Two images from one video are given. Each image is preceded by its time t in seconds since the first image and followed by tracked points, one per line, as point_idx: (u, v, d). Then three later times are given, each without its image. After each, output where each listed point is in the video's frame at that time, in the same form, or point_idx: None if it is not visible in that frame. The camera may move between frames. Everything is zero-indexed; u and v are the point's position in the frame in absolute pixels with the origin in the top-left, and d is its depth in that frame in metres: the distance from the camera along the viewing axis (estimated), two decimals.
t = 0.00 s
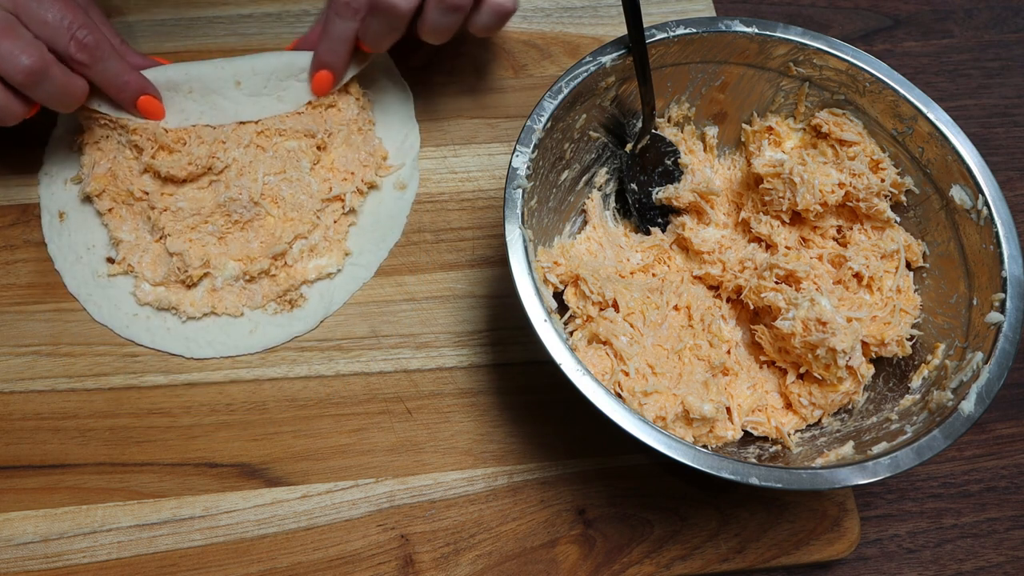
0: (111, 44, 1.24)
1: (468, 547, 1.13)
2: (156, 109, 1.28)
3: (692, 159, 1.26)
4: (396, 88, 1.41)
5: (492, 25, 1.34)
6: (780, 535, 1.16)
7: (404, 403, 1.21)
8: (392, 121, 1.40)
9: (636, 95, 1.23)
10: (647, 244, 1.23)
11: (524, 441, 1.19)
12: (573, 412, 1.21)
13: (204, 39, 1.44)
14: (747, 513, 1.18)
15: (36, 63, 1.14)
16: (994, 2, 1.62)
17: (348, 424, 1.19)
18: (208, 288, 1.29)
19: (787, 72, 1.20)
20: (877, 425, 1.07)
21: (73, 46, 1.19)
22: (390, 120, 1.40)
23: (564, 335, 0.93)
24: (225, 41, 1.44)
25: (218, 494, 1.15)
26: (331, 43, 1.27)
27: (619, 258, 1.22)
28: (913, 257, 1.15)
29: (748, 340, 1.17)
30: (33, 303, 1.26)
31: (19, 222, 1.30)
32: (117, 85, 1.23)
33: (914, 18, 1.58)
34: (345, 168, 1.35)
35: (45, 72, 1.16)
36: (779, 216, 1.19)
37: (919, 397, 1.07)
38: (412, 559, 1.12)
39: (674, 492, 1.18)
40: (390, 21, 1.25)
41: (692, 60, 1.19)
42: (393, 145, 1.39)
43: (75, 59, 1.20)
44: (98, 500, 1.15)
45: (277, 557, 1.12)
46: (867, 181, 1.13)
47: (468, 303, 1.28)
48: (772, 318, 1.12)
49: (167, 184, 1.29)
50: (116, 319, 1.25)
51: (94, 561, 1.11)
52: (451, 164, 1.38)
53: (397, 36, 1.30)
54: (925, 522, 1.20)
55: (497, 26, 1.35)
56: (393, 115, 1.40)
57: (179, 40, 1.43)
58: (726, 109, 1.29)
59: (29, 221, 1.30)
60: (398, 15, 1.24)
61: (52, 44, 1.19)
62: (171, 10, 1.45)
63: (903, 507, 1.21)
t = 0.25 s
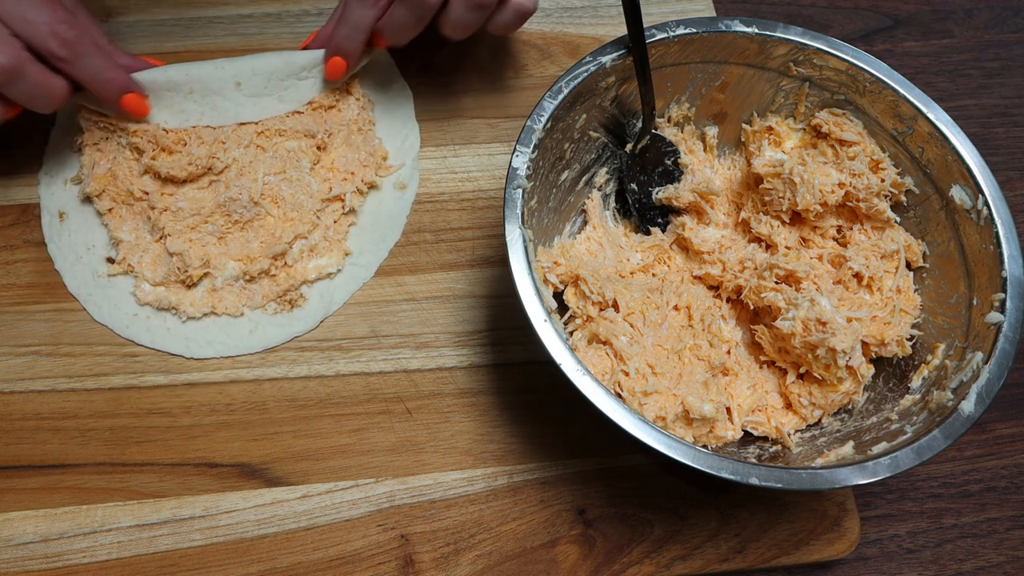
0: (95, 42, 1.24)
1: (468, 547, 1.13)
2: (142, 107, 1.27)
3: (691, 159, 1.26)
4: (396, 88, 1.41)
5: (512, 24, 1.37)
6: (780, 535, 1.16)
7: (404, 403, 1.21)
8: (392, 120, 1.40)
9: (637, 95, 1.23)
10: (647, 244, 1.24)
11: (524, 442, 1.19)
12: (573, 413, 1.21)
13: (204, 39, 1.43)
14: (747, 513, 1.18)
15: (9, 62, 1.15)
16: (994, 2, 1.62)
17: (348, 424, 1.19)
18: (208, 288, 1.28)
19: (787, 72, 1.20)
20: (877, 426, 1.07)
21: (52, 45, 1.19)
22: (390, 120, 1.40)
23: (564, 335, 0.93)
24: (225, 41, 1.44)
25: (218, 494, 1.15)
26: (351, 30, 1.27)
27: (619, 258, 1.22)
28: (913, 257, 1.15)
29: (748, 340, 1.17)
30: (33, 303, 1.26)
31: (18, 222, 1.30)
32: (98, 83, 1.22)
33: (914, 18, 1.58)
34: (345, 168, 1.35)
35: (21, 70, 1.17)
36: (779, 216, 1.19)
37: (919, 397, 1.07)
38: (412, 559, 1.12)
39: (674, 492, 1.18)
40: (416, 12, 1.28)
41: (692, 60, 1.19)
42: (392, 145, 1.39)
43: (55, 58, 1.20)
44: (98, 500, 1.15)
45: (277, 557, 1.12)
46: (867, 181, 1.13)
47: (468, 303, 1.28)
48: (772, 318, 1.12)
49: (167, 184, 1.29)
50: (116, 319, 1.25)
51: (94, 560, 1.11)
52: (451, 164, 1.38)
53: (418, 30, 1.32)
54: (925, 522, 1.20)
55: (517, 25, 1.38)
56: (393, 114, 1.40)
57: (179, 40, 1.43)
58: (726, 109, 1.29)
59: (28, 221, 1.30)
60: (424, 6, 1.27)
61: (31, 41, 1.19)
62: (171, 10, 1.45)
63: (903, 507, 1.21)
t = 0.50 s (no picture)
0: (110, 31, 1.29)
1: (468, 547, 1.13)
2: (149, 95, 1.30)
3: (691, 159, 1.26)
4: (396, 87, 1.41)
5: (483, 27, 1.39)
6: (780, 535, 1.16)
7: (404, 403, 1.21)
8: (392, 119, 1.40)
9: (637, 95, 1.23)
10: (647, 244, 1.24)
11: (524, 442, 1.19)
12: (574, 413, 1.21)
13: (204, 39, 1.44)
14: (747, 513, 1.18)
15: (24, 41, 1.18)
16: (994, 2, 1.62)
17: (348, 424, 1.19)
18: (208, 288, 1.28)
19: (787, 72, 1.20)
20: (877, 426, 1.07)
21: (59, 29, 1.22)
22: (390, 119, 1.40)
23: (564, 335, 0.93)
24: (225, 41, 1.44)
25: (218, 494, 1.15)
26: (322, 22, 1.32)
27: (619, 258, 1.22)
28: (913, 257, 1.15)
29: (748, 340, 1.17)
30: (33, 303, 1.26)
31: (18, 222, 1.30)
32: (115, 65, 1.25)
33: (914, 18, 1.58)
34: (345, 168, 1.35)
35: (23, 51, 1.20)
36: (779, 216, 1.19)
37: (919, 397, 1.07)
38: (412, 559, 1.12)
39: (674, 492, 1.18)
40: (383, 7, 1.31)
41: (692, 60, 1.19)
42: (392, 145, 1.39)
43: (64, 41, 1.24)
44: (98, 500, 1.15)
45: (277, 557, 1.12)
46: (867, 181, 1.13)
47: (468, 303, 1.28)
48: (772, 318, 1.12)
49: (167, 184, 1.29)
50: (116, 319, 1.25)
51: (94, 560, 1.11)
52: (451, 164, 1.38)
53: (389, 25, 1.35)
54: (925, 522, 1.20)
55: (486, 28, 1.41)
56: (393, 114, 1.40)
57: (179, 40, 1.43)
58: (726, 109, 1.29)
59: (28, 221, 1.31)
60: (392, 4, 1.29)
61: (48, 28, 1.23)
62: (171, 10, 1.45)
63: (903, 507, 1.21)
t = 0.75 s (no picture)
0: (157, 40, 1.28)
1: (468, 547, 1.13)
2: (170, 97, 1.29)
3: (691, 159, 1.26)
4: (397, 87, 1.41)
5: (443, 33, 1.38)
6: (780, 535, 1.17)
7: (404, 403, 1.21)
8: (392, 119, 1.40)
9: (636, 95, 1.23)
10: (647, 244, 1.23)
11: (524, 442, 1.19)
12: (574, 413, 1.21)
13: (203, 39, 1.44)
14: (747, 513, 1.18)
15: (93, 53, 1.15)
16: (994, 2, 1.62)
17: (348, 424, 1.19)
18: (208, 288, 1.28)
19: (787, 72, 1.20)
20: (877, 426, 1.07)
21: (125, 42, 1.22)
22: (390, 119, 1.40)
23: (564, 335, 0.93)
24: (225, 41, 1.44)
25: (218, 494, 1.15)
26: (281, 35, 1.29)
27: (619, 258, 1.22)
28: (913, 257, 1.15)
29: (748, 340, 1.17)
30: (33, 303, 1.26)
31: (18, 222, 1.30)
32: (167, 76, 1.26)
33: (914, 18, 1.58)
34: (345, 168, 1.35)
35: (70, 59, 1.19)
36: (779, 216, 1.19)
37: (919, 397, 1.07)
38: (412, 559, 1.12)
39: (674, 492, 1.18)
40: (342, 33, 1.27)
41: (692, 60, 1.19)
42: (392, 145, 1.39)
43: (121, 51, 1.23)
44: (98, 500, 1.15)
45: (277, 557, 1.12)
46: (867, 181, 1.13)
47: (468, 303, 1.28)
48: (772, 318, 1.12)
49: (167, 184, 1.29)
50: (116, 319, 1.25)
51: (94, 560, 1.11)
52: (451, 164, 1.38)
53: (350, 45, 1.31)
54: (925, 522, 1.20)
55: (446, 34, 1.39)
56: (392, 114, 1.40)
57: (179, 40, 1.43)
58: (726, 109, 1.29)
59: (28, 221, 1.31)
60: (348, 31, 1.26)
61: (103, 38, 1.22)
62: (171, 10, 1.45)
63: (903, 507, 1.21)
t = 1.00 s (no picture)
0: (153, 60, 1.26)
1: (468, 547, 1.13)
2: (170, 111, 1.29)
3: (691, 159, 1.26)
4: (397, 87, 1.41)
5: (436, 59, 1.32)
6: (780, 535, 1.16)
7: (404, 403, 1.21)
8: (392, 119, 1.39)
9: (636, 95, 1.23)
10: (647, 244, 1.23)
11: (524, 442, 1.19)
12: (573, 413, 1.21)
13: (203, 39, 1.44)
14: (747, 513, 1.18)
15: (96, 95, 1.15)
16: (994, 2, 1.62)
17: (348, 424, 1.19)
18: (208, 288, 1.28)
19: (787, 72, 1.20)
20: (877, 426, 1.07)
21: (123, 74, 1.22)
22: (390, 119, 1.39)
23: (564, 335, 0.93)
24: (225, 41, 1.44)
25: (218, 494, 1.15)
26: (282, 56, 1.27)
27: (619, 258, 1.22)
28: (913, 257, 1.15)
29: (749, 340, 1.17)
30: (33, 303, 1.26)
31: (18, 222, 1.30)
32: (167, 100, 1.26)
33: (914, 18, 1.58)
34: (345, 168, 1.34)
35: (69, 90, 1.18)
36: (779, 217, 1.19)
37: (919, 397, 1.07)
38: (413, 559, 1.12)
39: (674, 492, 1.18)
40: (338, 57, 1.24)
41: (692, 60, 1.19)
42: (392, 145, 1.39)
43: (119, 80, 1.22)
44: (98, 500, 1.15)
45: (277, 557, 1.12)
46: (867, 181, 1.13)
47: (468, 303, 1.28)
48: (772, 318, 1.12)
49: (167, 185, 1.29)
50: (116, 319, 1.25)
51: (94, 561, 1.11)
52: (451, 164, 1.38)
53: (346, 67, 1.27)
54: (925, 522, 1.20)
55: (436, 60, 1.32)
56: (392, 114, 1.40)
57: (179, 40, 1.43)
58: (726, 109, 1.29)
59: (28, 221, 1.31)
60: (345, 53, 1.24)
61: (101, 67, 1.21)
62: (170, 10, 1.45)
63: (903, 507, 1.21)
